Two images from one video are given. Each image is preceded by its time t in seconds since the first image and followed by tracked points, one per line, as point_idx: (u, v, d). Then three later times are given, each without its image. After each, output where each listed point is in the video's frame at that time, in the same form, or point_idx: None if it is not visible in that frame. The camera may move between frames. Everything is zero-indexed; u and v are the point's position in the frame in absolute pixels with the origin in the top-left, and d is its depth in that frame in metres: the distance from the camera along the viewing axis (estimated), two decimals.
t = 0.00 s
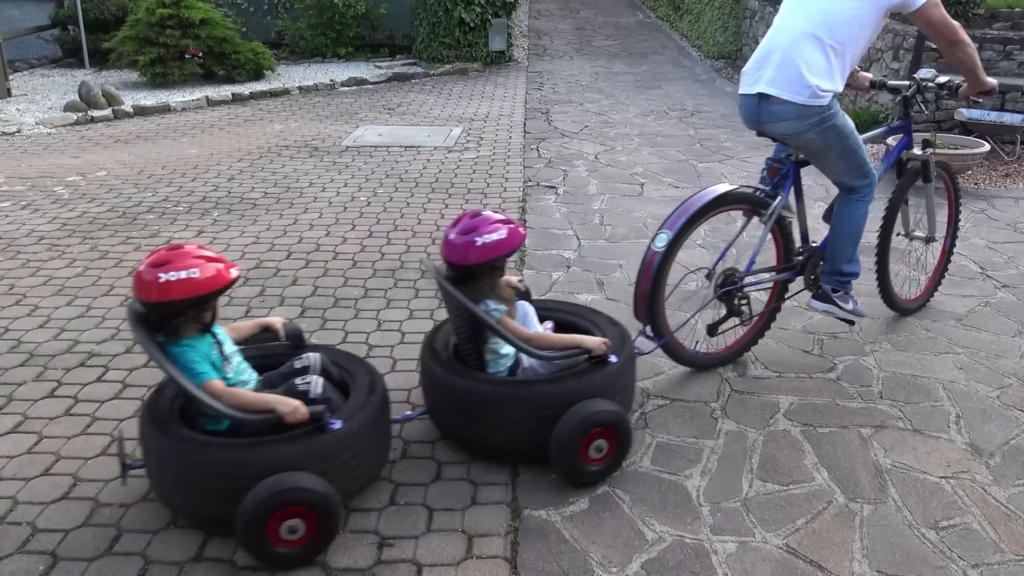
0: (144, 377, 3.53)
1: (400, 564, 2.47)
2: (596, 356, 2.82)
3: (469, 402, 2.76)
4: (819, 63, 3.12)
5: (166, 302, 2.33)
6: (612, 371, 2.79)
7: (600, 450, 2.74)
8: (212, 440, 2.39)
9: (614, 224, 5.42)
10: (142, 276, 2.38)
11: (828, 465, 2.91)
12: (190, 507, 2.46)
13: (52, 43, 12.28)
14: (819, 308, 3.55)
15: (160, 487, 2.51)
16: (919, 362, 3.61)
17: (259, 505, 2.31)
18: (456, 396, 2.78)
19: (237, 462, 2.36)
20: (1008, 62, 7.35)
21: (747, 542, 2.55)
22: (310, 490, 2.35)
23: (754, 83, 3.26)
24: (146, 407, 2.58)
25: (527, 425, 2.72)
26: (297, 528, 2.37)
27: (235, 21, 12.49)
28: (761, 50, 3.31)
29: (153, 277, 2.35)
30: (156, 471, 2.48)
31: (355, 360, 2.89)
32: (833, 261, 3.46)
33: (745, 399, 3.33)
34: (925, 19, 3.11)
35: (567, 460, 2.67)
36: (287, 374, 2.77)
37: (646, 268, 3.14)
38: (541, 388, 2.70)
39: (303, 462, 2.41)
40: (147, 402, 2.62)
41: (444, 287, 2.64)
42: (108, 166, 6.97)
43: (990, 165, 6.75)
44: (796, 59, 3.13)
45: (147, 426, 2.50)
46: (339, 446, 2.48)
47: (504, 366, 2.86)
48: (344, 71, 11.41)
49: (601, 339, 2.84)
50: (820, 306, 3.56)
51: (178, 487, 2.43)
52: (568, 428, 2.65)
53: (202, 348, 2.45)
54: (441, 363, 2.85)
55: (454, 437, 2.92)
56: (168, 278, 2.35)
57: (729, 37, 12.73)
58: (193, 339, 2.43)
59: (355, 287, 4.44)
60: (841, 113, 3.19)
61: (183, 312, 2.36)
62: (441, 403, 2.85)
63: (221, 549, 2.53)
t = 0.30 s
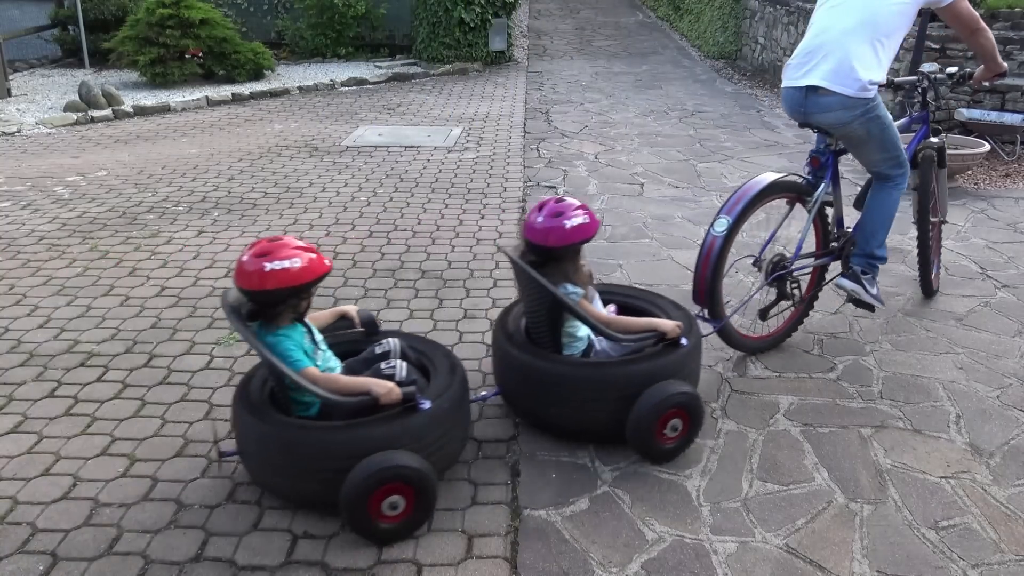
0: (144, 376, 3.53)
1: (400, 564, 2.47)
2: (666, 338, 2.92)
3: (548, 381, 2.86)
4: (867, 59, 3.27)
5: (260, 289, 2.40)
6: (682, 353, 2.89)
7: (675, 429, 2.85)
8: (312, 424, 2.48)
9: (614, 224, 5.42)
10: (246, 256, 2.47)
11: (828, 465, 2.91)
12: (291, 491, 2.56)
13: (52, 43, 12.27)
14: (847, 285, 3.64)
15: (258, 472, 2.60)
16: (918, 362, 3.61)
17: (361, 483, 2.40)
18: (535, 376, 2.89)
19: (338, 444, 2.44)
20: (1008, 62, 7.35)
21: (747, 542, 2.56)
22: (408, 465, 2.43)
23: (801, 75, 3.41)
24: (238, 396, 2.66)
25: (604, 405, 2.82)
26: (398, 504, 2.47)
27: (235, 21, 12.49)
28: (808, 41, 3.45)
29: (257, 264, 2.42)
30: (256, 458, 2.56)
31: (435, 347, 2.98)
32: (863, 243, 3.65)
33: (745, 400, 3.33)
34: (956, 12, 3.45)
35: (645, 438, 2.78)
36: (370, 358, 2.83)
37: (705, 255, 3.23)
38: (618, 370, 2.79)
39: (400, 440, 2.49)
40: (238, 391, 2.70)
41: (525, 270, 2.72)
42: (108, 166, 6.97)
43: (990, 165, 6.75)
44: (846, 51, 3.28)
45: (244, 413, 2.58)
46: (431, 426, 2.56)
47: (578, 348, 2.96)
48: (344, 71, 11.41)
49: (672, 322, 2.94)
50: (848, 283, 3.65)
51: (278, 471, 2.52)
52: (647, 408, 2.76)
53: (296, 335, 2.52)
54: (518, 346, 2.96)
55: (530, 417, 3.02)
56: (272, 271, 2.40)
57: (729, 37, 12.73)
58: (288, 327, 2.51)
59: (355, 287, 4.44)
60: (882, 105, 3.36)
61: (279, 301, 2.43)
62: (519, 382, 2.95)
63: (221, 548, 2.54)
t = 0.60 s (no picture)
0: (144, 376, 3.53)
1: (400, 564, 2.47)
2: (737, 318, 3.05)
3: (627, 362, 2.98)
4: (889, 47, 3.54)
5: (359, 271, 2.49)
6: (752, 337, 3.00)
7: (746, 409, 2.96)
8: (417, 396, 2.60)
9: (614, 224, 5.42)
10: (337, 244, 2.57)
11: (828, 465, 2.91)
12: (392, 462, 2.68)
13: (52, 43, 12.27)
14: (870, 247, 3.78)
15: (360, 444, 2.72)
16: (918, 361, 3.61)
17: (471, 454, 2.53)
18: (613, 359, 3.01)
19: (443, 415, 2.57)
20: (1008, 62, 7.35)
21: (747, 542, 2.56)
22: (512, 435, 2.55)
23: (830, 64, 3.64)
24: (337, 372, 2.78)
25: (681, 383, 2.94)
26: (504, 472, 2.61)
27: (235, 21, 12.49)
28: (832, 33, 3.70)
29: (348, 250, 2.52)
30: (359, 431, 2.69)
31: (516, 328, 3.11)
32: (886, 214, 3.87)
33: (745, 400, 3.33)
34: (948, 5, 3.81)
35: (718, 420, 2.91)
36: (457, 339, 2.96)
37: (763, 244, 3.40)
38: (694, 352, 2.91)
39: (500, 412, 2.61)
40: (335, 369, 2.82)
41: (600, 255, 2.83)
42: (108, 166, 6.97)
43: (990, 165, 6.75)
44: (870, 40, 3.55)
45: (347, 386, 2.71)
46: (528, 402, 2.68)
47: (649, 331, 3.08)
48: (343, 71, 11.41)
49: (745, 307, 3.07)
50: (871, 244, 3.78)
51: (383, 442, 2.64)
52: (721, 388, 2.87)
53: (397, 311, 2.62)
54: (594, 331, 3.09)
55: (604, 397, 3.14)
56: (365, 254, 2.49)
57: (729, 37, 12.73)
58: (389, 304, 2.61)
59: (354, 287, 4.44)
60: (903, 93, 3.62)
61: (382, 279, 2.53)
62: (595, 365, 3.08)
63: (221, 548, 2.54)
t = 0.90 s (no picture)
0: (144, 376, 3.53)
1: (400, 564, 2.47)
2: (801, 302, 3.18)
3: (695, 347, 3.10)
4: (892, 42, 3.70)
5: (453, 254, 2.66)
6: (817, 323, 3.12)
7: (815, 390, 3.07)
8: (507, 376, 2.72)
9: (614, 224, 5.42)
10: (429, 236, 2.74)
11: (828, 465, 2.91)
12: (480, 438, 2.81)
13: (52, 43, 12.27)
14: (876, 210, 4.13)
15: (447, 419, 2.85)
16: (918, 361, 3.61)
17: (563, 429, 2.64)
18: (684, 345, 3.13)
19: (532, 394, 2.68)
20: (1008, 62, 7.34)
21: (747, 542, 2.56)
22: (600, 414, 2.67)
23: (843, 58, 3.75)
24: (426, 348, 2.94)
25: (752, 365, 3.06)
26: (593, 446, 2.72)
27: (235, 21, 12.49)
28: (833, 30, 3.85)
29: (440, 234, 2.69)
30: (450, 407, 2.81)
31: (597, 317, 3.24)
32: (887, 180, 4.17)
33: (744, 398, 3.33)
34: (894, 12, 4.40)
35: (790, 402, 3.03)
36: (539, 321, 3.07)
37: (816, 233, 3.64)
38: (764, 337, 3.04)
39: (587, 393, 2.72)
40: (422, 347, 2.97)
41: (670, 246, 2.97)
42: (108, 166, 6.97)
43: (990, 165, 6.75)
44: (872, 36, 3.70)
45: (437, 364, 2.84)
46: (610, 385, 2.78)
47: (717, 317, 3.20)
48: (343, 71, 11.41)
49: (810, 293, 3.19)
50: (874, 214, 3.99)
51: (471, 418, 2.77)
52: (794, 370, 2.98)
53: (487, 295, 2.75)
54: (664, 318, 3.20)
55: (670, 379, 3.28)
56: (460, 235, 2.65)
57: (729, 37, 12.73)
58: (479, 288, 2.75)
59: (355, 287, 4.44)
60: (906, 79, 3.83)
61: (474, 263, 2.69)
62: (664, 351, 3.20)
63: (221, 548, 2.54)
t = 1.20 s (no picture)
0: (144, 376, 3.53)
1: (400, 564, 2.47)
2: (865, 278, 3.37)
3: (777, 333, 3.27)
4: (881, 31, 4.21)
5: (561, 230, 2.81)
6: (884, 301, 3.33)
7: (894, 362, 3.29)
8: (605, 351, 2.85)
9: (615, 224, 5.42)
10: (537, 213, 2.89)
11: (828, 465, 2.91)
12: (574, 410, 2.94)
13: (52, 43, 12.26)
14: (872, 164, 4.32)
15: (541, 389, 3.00)
16: (918, 362, 3.61)
17: (655, 405, 2.77)
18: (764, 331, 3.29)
19: (628, 371, 2.81)
20: (1008, 62, 7.34)
21: (747, 542, 2.56)
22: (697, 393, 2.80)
23: (842, 51, 4.24)
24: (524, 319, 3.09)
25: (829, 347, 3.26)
26: (683, 426, 2.85)
27: (235, 21, 12.49)
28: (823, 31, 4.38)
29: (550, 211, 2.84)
30: (546, 377, 2.94)
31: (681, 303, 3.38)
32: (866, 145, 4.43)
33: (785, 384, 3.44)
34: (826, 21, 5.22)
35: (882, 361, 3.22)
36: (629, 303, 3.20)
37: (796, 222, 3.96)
38: (841, 317, 3.22)
39: (679, 375, 2.84)
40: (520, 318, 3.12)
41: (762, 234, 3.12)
42: (108, 166, 6.97)
43: (990, 165, 6.75)
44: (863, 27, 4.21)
45: (536, 335, 2.99)
46: (703, 366, 2.91)
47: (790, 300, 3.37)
48: (343, 71, 11.41)
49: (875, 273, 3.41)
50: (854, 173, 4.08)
51: (565, 389, 2.91)
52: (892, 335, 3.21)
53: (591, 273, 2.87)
54: (738, 301, 3.34)
55: (738, 358, 3.44)
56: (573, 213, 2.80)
57: (729, 37, 12.73)
58: (581, 266, 2.87)
59: (354, 287, 4.44)
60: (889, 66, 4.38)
61: (581, 239, 2.84)
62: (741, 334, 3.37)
63: (221, 548, 2.54)
